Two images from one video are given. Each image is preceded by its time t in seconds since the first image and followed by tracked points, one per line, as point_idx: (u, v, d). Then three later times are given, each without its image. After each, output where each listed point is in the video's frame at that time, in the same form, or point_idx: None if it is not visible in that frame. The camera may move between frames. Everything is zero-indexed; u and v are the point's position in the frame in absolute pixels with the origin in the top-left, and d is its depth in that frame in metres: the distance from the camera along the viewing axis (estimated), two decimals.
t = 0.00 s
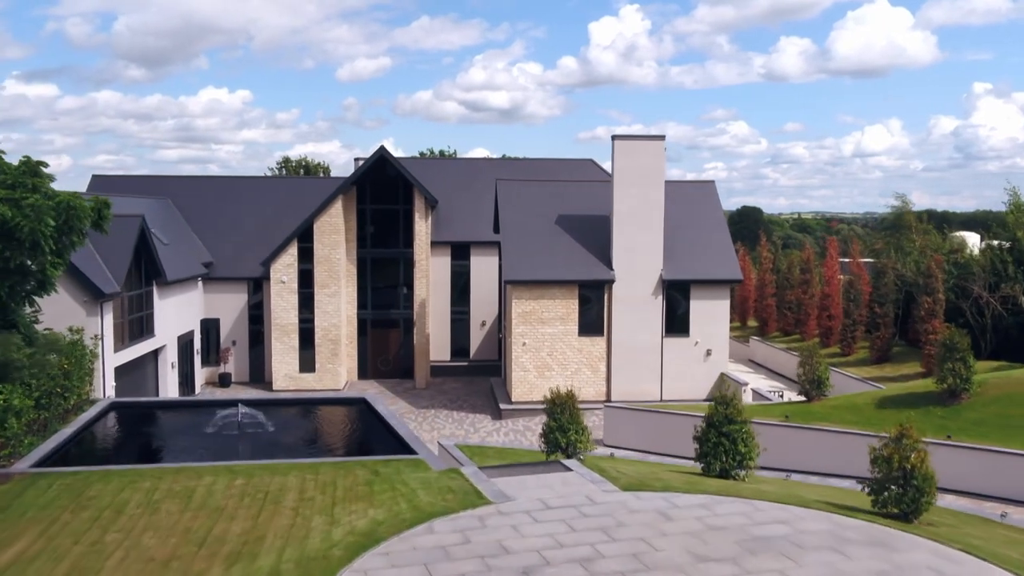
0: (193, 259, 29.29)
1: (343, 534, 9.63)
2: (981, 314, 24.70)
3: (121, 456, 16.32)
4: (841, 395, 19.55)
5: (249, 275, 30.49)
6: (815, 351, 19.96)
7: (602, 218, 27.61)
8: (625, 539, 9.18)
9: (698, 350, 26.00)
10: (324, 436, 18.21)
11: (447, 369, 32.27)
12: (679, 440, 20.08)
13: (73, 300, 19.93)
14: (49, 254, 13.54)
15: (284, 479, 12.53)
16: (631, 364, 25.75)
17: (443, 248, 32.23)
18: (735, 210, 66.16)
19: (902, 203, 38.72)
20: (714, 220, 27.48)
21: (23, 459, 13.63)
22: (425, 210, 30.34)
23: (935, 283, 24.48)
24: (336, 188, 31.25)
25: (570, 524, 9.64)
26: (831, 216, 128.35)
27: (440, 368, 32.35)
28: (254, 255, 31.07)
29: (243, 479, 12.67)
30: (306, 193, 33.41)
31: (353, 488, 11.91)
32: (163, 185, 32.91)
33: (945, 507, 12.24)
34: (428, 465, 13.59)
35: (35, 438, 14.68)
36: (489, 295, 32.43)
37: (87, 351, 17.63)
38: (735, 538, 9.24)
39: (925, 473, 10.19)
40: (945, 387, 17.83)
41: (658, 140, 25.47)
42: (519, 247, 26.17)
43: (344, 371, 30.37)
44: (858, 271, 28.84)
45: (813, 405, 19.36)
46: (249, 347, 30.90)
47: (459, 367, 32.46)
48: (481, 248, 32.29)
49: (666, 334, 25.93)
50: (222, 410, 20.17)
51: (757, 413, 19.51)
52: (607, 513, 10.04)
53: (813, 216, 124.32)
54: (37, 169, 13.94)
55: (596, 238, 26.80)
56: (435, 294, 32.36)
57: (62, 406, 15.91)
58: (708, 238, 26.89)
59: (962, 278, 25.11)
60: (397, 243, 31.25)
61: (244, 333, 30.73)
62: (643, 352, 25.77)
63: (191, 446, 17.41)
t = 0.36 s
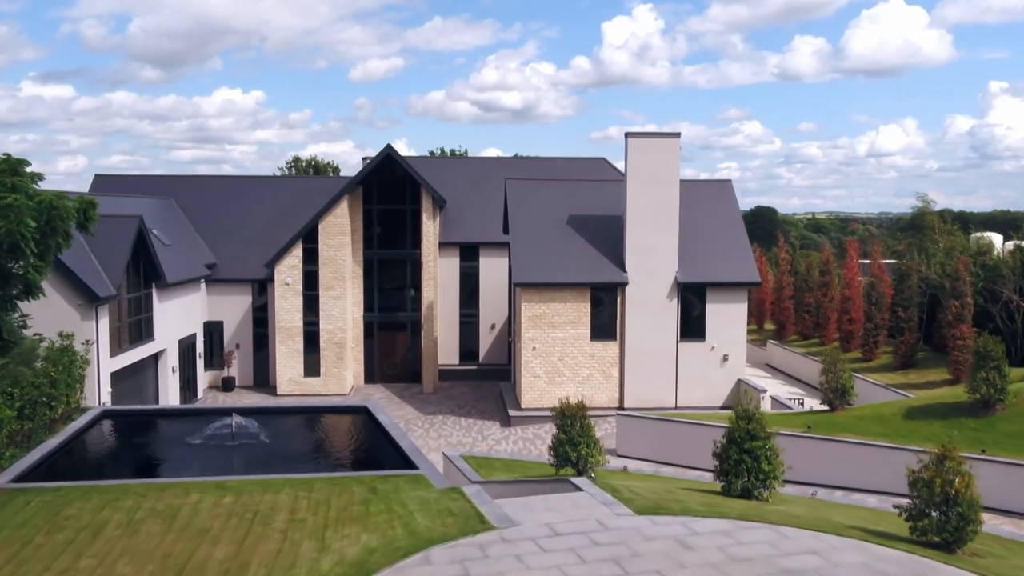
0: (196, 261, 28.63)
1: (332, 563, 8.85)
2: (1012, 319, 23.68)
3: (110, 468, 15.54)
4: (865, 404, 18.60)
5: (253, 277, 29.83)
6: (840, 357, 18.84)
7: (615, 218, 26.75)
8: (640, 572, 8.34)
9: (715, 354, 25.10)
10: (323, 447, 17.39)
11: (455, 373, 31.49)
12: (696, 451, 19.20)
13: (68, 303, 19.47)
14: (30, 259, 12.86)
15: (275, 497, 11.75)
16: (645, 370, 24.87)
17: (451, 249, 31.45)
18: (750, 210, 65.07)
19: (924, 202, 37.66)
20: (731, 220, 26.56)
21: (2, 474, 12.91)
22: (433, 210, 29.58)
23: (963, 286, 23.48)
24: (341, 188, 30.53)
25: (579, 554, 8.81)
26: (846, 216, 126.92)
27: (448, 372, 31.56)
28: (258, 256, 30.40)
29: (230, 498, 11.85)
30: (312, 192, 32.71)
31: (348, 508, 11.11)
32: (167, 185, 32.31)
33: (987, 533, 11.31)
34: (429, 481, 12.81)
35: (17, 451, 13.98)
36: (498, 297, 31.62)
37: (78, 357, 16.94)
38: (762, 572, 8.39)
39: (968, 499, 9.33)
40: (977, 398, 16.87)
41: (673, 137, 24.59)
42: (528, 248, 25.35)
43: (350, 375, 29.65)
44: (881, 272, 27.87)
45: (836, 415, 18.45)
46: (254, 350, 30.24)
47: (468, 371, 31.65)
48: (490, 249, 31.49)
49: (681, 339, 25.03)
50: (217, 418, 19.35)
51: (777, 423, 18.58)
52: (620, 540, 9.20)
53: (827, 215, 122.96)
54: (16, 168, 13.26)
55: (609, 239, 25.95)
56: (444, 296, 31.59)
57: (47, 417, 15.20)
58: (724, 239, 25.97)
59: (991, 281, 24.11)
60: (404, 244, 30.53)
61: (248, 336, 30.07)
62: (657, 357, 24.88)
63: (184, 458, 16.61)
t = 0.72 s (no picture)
0: (199, 263, 27.95)
1: None
2: None
3: (97, 487, 14.74)
4: (894, 415, 17.64)
5: (258, 279, 29.13)
6: (867, 365, 17.79)
7: (629, 219, 25.85)
8: None
9: (733, 360, 24.16)
10: (321, 459, 16.56)
11: (465, 377, 30.68)
12: (714, 463, 18.29)
13: (62, 307, 18.78)
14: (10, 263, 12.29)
15: (265, 518, 10.97)
16: (661, 376, 23.96)
17: (461, 250, 30.64)
18: (765, 210, 63.88)
19: (948, 202, 36.54)
20: (749, 220, 25.61)
21: None
22: (442, 210, 28.78)
23: (995, 289, 22.45)
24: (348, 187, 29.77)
25: None
26: (862, 216, 125.25)
27: (457, 377, 30.75)
28: (263, 257, 29.69)
29: (216, 520, 11.03)
30: (319, 192, 31.97)
31: (341, 533, 10.29)
32: (170, 185, 31.66)
33: None
34: (432, 500, 12.00)
35: None
36: (509, 300, 30.78)
37: (67, 364, 16.18)
38: None
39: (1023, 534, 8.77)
40: (1015, 409, 15.91)
41: (690, 134, 23.67)
42: (540, 249, 24.48)
43: (356, 380, 28.90)
44: (905, 274, 26.85)
45: (864, 426, 17.50)
46: (258, 354, 29.53)
47: (478, 376, 30.83)
48: (501, 251, 30.66)
49: (698, 344, 24.11)
50: (210, 430, 18.51)
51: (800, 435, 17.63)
52: None
53: (842, 216, 121.33)
54: None
55: (623, 240, 25.05)
56: (453, 299, 30.78)
57: (31, 428, 14.44)
58: (743, 240, 25.04)
59: None
60: (412, 245, 29.76)
61: (253, 339, 29.36)
62: (674, 363, 23.97)
63: (176, 473, 15.79)
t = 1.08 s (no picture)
0: (203, 264, 27.24)
1: None
2: None
3: (83, 507, 13.91)
4: (928, 429, 16.66)
5: (263, 281, 28.42)
6: (898, 375, 16.81)
7: (645, 219, 24.91)
8: None
9: (754, 366, 23.18)
10: (321, 474, 15.74)
11: (476, 383, 29.85)
12: (737, 476, 17.35)
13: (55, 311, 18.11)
14: None
15: (256, 543, 10.15)
16: (678, 383, 23.03)
17: (471, 252, 29.81)
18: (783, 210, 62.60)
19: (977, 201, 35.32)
20: (770, 221, 24.64)
21: None
22: (451, 210, 27.96)
23: None
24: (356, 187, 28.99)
25: None
26: (879, 216, 123.50)
27: (468, 382, 29.92)
28: (269, 259, 28.97)
29: (202, 546, 10.21)
30: (326, 192, 31.20)
31: (336, 562, 9.45)
32: (175, 185, 30.96)
33: None
34: (436, 522, 11.19)
35: None
36: (521, 302, 29.92)
37: (57, 373, 15.50)
38: None
39: None
40: None
41: (709, 131, 22.74)
42: (553, 251, 23.59)
43: (363, 385, 28.11)
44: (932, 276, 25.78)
45: (895, 440, 16.54)
46: (264, 358, 28.80)
47: (489, 381, 29.98)
48: (513, 252, 29.80)
49: (717, 350, 23.15)
50: (205, 443, 17.68)
51: (827, 449, 16.69)
52: None
53: (859, 215, 119.80)
54: None
55: (639, 241, 24.13)
56: (464, 301, 29.94)
57: (13, 442, 13.80)
58: (764, 241, 24.06)
59: None
60: (422, 247, 29.00)
61: (258, 343, 28.64)
62: (692, 370, 23.03)
63: (167, 490, 14.96)
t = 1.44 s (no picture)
0: (206, 266, 26.54)
1: None
2: None
3: (66, 530, 12.98)
4: (965, 442, 15.66)
5: (268, 283, 27.69)
6: (933, 385, 15.82)
7: (662, 219, 23.98)
8: None
9: (776, 373, 22.21)
10: (318, 489, 14.84)
11: (486, 388, 29.01)
12: (761, 492, 16.41)
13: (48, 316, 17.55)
14: None
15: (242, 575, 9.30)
16: (697, 390, 22.08)
17: (482, 253, 28.96)
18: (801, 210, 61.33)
19: (1006, 200, 34.10)
20: (793, 221, 23.63)
21: None
22: (461, 211, 27.13)
23: None
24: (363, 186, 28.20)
25: None
26: (897, 216, 121.73)
27: (478, 387, 29.06)
28: (275, 260, 28.24)
29: None
30: (334, 191, 30.44)
31: None
32: (180, 185, 30.28)
33: None
34: (439, 548, 10.34)
35: None
36: (533, 305, 29.05)
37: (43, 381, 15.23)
38: None
39: None
40: None
41: (729, 127, 21.80)
42: (566, 253, 22.71)
43: (371, 390, 27.32)
44: (962, 279, 24.69)
45: (930, 455, 15.56)
46: (269, 362, 28.07)
47: (500, 386, 29.12)
48: (524, 253, 28.93)
49: (738, 356, 22.19)
50: (196, 458, 16.74)
51: (856, 463, 15.73)
52: None
53: (876, 215, 118.11)
54: None
55: (656, 243, 23.21)
56: (474, 304, 29.10)
57: None
58: (786, 242, 23.07)
59: None
60: (431, 248, 28.17)
61: (263, 346, 27.91)
62: (711, 377, 22.08)
63: (157, 506, 14.13)
